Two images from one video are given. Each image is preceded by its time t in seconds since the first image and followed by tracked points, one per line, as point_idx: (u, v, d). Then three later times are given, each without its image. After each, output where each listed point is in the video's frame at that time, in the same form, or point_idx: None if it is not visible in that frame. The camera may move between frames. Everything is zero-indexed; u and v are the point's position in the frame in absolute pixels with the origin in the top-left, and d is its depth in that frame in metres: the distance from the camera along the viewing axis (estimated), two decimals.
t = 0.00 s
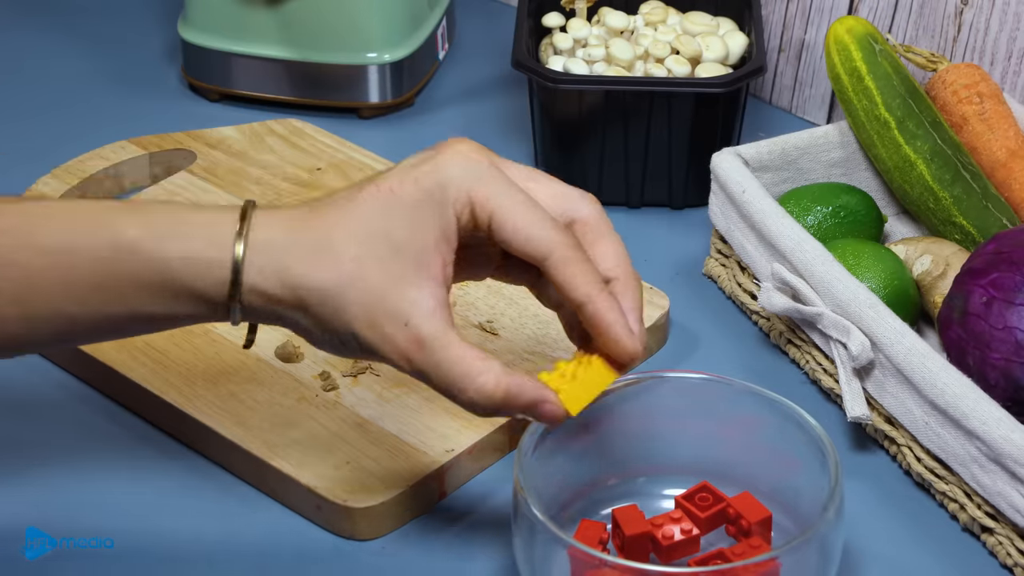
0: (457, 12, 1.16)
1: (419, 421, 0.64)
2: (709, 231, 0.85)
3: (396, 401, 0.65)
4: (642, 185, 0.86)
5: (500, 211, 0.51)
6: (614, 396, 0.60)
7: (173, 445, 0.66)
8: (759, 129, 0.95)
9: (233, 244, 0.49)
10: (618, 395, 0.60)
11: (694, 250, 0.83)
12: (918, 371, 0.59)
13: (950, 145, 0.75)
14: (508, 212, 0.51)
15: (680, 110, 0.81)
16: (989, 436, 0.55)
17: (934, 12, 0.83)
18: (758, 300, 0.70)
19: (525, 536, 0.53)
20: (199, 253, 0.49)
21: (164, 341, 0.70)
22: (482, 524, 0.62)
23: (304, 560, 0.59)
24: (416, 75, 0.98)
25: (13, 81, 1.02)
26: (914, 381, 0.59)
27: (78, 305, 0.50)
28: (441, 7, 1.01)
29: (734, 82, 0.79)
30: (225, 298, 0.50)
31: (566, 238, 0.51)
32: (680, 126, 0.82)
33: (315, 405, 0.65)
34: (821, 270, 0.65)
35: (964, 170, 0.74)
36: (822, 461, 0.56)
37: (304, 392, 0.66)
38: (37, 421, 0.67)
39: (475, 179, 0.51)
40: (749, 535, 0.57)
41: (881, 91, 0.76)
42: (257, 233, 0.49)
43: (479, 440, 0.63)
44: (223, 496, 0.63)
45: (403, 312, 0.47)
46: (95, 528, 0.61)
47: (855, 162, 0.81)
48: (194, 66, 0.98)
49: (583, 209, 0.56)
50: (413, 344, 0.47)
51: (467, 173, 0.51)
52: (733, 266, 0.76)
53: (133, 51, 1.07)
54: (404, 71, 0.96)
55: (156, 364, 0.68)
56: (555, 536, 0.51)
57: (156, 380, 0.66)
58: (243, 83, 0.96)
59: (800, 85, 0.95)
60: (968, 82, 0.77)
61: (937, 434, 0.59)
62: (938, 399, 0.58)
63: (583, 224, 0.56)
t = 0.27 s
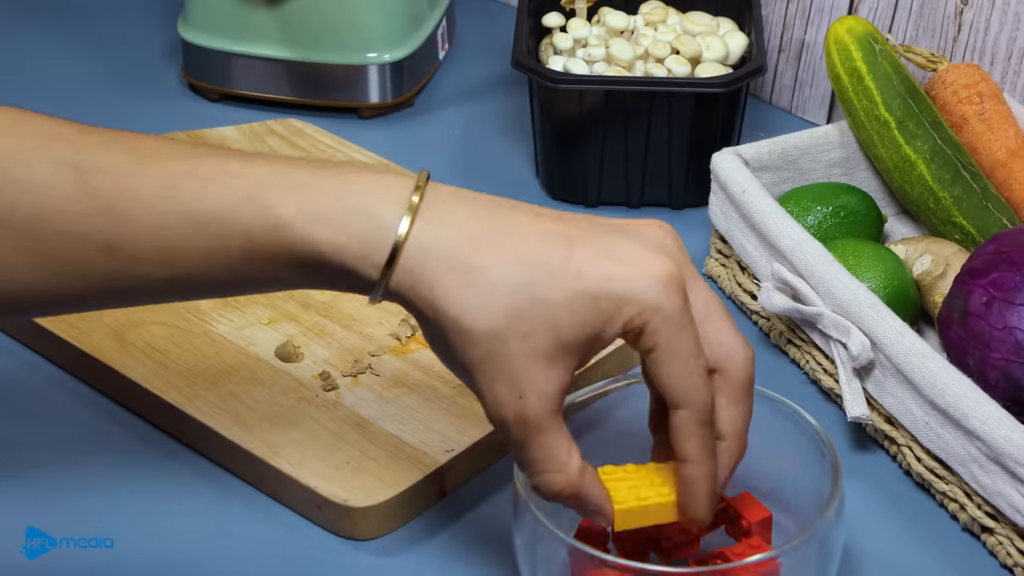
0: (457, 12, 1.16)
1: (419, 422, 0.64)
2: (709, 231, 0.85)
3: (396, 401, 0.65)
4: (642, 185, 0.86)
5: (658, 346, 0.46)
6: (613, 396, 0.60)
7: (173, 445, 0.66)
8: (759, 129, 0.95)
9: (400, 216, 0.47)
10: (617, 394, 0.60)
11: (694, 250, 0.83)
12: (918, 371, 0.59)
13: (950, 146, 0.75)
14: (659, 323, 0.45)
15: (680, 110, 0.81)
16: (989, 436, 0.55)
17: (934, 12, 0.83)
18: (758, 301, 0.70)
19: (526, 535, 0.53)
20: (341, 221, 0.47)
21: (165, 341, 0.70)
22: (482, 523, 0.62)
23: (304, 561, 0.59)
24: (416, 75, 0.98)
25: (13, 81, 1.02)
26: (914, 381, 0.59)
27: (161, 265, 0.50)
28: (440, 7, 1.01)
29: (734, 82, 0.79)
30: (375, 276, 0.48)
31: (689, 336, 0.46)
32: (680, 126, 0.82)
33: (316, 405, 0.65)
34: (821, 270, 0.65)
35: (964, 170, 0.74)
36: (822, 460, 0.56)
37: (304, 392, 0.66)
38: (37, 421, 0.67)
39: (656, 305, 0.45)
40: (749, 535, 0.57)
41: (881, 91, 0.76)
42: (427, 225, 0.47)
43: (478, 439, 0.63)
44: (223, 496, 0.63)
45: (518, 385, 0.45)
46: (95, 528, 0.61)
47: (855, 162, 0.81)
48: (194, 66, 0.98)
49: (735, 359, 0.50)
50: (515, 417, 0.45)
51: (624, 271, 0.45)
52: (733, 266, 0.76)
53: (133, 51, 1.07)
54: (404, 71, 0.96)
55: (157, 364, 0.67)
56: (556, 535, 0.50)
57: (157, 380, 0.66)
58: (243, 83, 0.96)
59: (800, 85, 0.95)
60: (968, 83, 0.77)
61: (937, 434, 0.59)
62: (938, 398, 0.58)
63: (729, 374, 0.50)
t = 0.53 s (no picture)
0: (457, 12, 1.16)
1: (419, 421, 0.64)
2: (709, 231, 0.85)
3: (396, 401, 0.65)
4: (642, 185, 0.86)
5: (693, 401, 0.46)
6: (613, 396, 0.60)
7: (173, 445, 0.66)
8: (759, 129, 0.95)
9: (438, 254, 0.45)
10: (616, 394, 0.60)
11: (694, 250, 0.83)
12: (918, 371, 0.59)
13: (950, 146, 0.75)
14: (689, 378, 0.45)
15: (680, 110, 0.81)
16: (989, 436, 0.55)
17: (934, 12, 0.83)
18: (758, 301, 0.70)
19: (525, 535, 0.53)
20: (379, 259, 0.46)
21: (164, 341, 0.70)
22: (482, 523, 0.62)
23: (303, 561, 0.59)
24: (416, 75, 0.98)
25: (13, 81, 1.02)
26: (914, 381, 0.59)
27: (190, 294, 0.47)
28: (440, 7, 1.01)
29: (734, 82, 0.79)
30: (411, 312, 0.46)
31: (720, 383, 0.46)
32: (680, 126, 0.82)
33: (316, 405, 0.65)
34: (821, 270, 0.65)
35: (965, 171, 0.74)
36: (822, 461, 0.56)
37: (303, 392, 0.66)
38: (37, 421, 0.67)
39: (695, 365, 0.45)
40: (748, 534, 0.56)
41: (881, 91, 0.76)
42: (472, 261, 0.46)
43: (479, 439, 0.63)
44: (223, 496, 0.63)
45: (547, 429, 0.46)
46: (95, 528, 0.61)
47: (855, 162, 0.81)
48: (194, 66, 0.98)
49: (765, 407, 0.50)
50: (543, 461, 0.46)
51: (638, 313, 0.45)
52: (733, 266, 0.76)
53: (133, 51, 1.07)
54: (404, 71, 0.96)
55: (156, 364, 0.67)
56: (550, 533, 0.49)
57: (157, 380, 0.66)
58: (243, 83, 0.96)
59: (801, 85, 0.95)
60: (968, 83, 0.77)
61: (937, 434, 0.59)
62: (938, 398, 0.58)
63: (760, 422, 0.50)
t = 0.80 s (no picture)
0: (458, 12, 1.16)
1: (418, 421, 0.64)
2: (709, 231, 0.85)
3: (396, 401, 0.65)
4: (642, 185, 0.86)
5: (548, 324, 0.49)
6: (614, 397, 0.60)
7: (173, 445, 0.66)
8: (759, 129, 0.95)
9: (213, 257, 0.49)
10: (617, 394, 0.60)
11: (694, 250, 0.83)
12: (918, 371, 0.59)
13: (950, 146, 0.75)
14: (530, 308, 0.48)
15: (680, 110, 0.81)
16: (989, 436, 0.55)
17: (934, 12, 0.83)
18: (758, 301, 0.70)
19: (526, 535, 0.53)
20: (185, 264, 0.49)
21: (164, 340, 0.70)
22: (482, 523, 0.62)
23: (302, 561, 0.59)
24: (416, 75, 0.98)
25: (13, 80, 1.02)
26: (914, 381, 0.59)
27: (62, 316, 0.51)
28: (441, 7, 1.01)
29: (734, 82, 0.79)
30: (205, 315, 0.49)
31: (569, 306, 0.49)
32: (680, 126, 0.82)
33: (315, 405, 0.65)
34: (821, 270, 0.65)
35: (964, 171, 0.74)
36: (822, 461, 0.56)
37: (304, 392, 0.66)
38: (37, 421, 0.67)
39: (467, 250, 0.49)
40: (749, 535, 0.57)
41: (881, 91, 0.76)
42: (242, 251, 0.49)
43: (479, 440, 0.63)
44: (223, 496, 0.63)
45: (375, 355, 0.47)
46: (95, 528, 0.61)
47: (855, 162, 0.81)
48: (194, 66, 0.98)
49: (577, 269, 0.50)
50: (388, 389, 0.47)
51: (461, 246, 0.49)
52: (733, 266, 0.76)
53: (133, 51, 1.07)
54: (404, 71, 0.96)
55: (156, 364, 0.68)
56: (556, 535, 0.51)
57: (157, 381, 0.66)
58: (243, 83, 0.96)
59: (800, 85, 0.95)
60: (968, 83, 0.77)
61: (937, 434, 0.59)
62: (938, 398, 0.58)
63: (581, 284, 0.51)
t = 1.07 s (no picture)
0: (458, 12, 1.16)
1: (418, 421, 0.64)
2: (709, 231, 0.85)
3: (395, 401, 0.65)
4: (642, 185, 0.86)
5: (275, 209, 0.56)
6: (614, 396, 0.60)
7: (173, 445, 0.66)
8: (759, 129, 0.95)
9: None
10: (617, 394, 0.60)
11: (694, 250, 0.83)
12: (918, 371, 0.59)
13: (950, 145, 0.75)
14: (230, 190, 0.56)
15: (680, 110, 0.81)
16: (989, 436, 0.55)
17: (934, 12, 0.83)
18: (758, 300, 0.70)
19: (525, 534, 0.53)
20: None
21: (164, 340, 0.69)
22: (482, 523, 0.62)
23: (301, 560, 0.59)
24: (416, 75, 0.98)
25: (13, 80, 1.02)
26: (914, 381, 0.59)
27: None
28: (441, 7, 1.01)
29: (734, 82, 0.79)
30: None
31: (285, 185, 0.57)
32: (680, 126, 0.82)
33: (315, 405, 0.65)
34: (821, 270, 0.65)
35: (964, 171, 0.74)
36: (822, 461, 0.56)
37: (303, 392, 0.66)
38: (37, 421, 0.67)
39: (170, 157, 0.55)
40: (749, 535, 0.57)
41: (881, 90, 0.76)
42: None
43: (479, 440, 0.63)
44: (223, 496, 0.63)
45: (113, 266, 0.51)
46: (95, 528, 0.61)
47: (855, 162, 0.81)
48: (194, 66, 0.97)
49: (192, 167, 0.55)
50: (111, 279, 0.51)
51: (172, 148, 0.55)
52: (733, 266, 0.76)
53: (134, 51, 1.07)
54: (404, 71, 0.96)
55: (156, 364, 0.68)
56: (555, 535, 0.51)
57: (157, 381, 0.66)
58: (243, 83, 0.96)
59: (800, 85, 0.95)
60: (968, 83, 0.77)
61: (937, 434, 0.59)
62: (938, 399, 0.58)
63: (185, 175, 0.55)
